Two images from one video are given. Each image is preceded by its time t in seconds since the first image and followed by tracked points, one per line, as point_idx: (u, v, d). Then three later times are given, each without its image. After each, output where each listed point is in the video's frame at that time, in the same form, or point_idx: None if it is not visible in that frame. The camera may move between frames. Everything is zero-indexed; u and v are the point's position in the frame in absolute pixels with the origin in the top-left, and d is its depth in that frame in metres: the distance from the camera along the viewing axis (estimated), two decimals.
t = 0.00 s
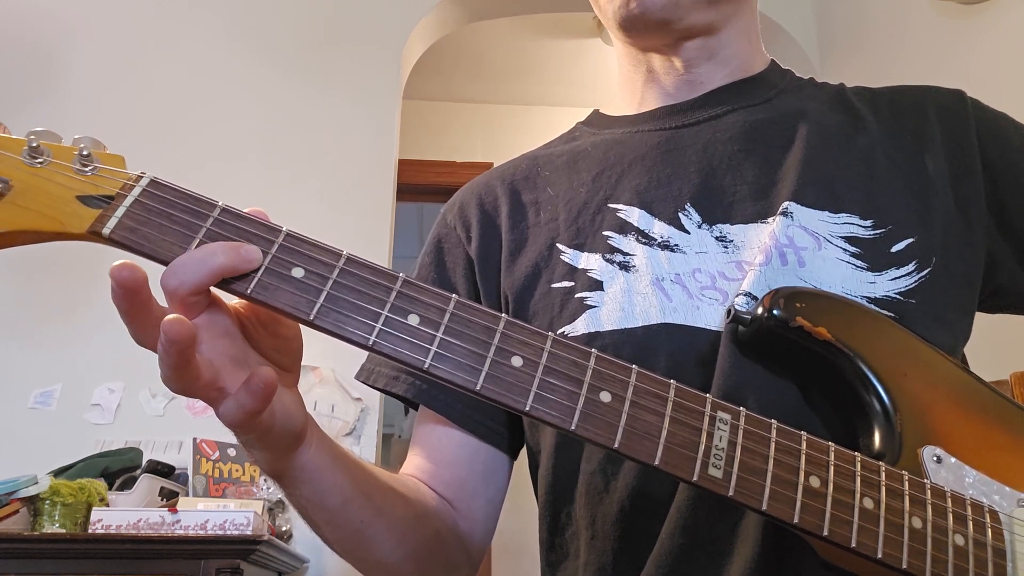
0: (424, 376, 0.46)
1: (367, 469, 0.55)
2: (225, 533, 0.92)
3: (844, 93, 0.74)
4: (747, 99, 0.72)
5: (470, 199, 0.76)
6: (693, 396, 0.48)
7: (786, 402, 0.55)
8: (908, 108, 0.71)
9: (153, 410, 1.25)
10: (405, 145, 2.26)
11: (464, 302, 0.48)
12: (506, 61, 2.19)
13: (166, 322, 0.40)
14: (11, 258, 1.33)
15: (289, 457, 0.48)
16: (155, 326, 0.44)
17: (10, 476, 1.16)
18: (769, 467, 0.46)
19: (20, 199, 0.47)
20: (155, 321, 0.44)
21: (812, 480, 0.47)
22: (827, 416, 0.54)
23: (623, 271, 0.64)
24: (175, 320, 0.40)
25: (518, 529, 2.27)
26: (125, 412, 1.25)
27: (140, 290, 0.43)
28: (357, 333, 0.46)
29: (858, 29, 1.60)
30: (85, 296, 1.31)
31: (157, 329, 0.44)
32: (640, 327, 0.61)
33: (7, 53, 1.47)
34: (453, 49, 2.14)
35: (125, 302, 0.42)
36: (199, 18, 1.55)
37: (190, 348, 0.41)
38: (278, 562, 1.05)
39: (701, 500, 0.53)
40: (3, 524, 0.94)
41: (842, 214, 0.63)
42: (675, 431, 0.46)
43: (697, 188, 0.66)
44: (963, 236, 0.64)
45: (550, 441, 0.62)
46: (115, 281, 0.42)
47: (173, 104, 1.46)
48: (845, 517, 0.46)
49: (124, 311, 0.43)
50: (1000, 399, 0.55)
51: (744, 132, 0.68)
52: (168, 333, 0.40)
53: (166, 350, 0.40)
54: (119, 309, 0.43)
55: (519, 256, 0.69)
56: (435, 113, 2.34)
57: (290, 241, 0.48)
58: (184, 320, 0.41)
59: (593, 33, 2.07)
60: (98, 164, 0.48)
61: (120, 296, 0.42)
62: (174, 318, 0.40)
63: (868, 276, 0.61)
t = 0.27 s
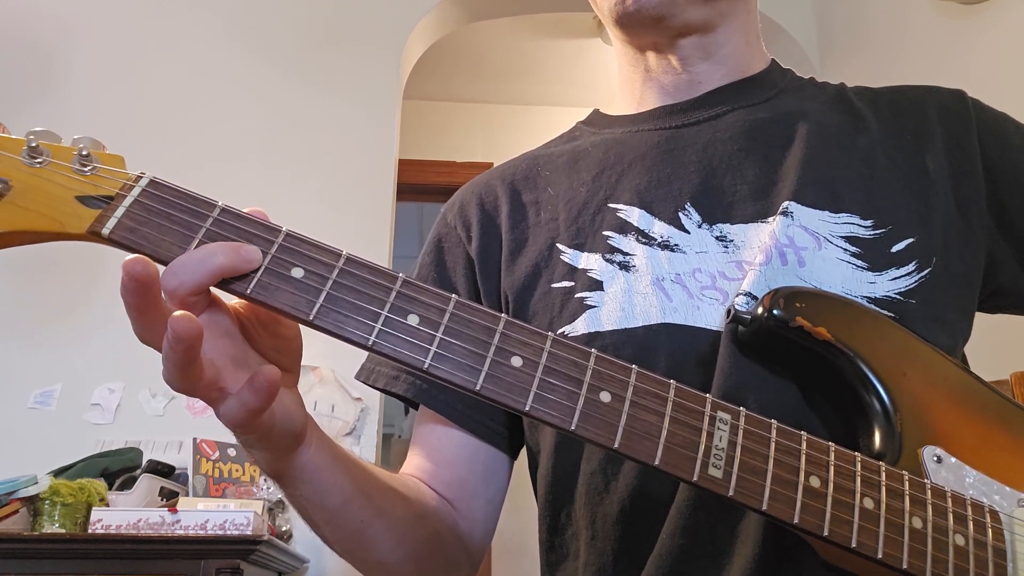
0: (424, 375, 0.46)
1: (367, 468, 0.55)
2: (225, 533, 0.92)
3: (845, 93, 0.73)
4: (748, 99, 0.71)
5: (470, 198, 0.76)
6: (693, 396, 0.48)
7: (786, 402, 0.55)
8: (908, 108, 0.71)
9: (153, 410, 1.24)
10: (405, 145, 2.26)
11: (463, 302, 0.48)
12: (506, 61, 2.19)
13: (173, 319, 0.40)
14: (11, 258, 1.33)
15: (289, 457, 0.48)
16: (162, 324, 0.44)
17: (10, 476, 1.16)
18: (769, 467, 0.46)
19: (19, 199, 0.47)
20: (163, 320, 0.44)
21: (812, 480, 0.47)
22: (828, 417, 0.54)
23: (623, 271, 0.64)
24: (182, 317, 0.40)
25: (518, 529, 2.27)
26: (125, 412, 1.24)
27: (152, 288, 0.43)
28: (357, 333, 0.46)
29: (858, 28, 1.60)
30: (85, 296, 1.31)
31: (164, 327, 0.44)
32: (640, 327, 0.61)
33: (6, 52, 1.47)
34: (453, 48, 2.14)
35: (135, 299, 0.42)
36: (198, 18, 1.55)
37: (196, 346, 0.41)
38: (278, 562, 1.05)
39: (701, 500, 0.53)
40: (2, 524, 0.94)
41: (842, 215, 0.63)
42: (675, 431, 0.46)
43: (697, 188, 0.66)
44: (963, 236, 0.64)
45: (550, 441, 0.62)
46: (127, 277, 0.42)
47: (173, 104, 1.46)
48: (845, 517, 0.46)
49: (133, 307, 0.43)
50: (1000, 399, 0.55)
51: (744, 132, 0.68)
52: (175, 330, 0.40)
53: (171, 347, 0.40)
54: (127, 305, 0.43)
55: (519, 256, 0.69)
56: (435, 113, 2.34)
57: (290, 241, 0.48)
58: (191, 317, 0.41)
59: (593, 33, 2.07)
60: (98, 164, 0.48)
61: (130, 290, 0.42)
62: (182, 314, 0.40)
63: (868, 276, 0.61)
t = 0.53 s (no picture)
0: (424, 376, 0.46)
1: (366, 469, 0.55)
2: (225, 533, 0.92)
3: (845, 93, 0.73)
4: (747, 98, 0.71)
5: (470, 198, 0.76)
6: (693, 396, 0.48)
7: (786, 402, 0.55)
8: (908, 108, 0.71)
9: (153, 410, 1.24)
10: (405, 145, 2.27)
11: (463, 302, 0.48)
12: (506, 61, 2.19)
13: (186, 315, 0.39)
14: (11, 258, 1.33)
15: (289, 458, 0.48)
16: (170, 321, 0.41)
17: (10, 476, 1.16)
18: (769, 467, 0.46)
19: (19, 199, 0.47)
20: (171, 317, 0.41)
21: (812, 480, 0.47)
22: (827, 417, 0.54)
23: (623, 271, 0.64)
24: (196, 312, 0.40)
25: (518, 529, 2.28)
26: (125, 412, 1.24)
27: (169, 280, 0.40)
28: (356, 333, 0.46)
29: (858, 28, 1.60)
30: (85, 296, 1.31)
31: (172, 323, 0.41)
32: (640, 328, 0.61)
33: (6, 53, 1.47)
34: (453, 49, 2.14)
35: (151, 291, 0.40)
36: (199, 18, 1.55)
37: (207, 343, 0.41)
38: (278, 562, 1.05)
39: (702, 501, 0.53)
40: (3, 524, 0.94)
41: (842, 215, 0.63)
42: (675, 431, 0.46)
43: (697, 188, 0.66)
44: (963, 236, 0.64)
45: (550, 441, 0.62)
46: (144, 267, 0.39)
47: (173, 104, 1.46)
48: (845, 517, 0.46)
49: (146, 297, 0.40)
50: (1000, 400, 0.55)
51: (744, 132, 0.68)
52: (188, 324, 0.39)
53: (182, 342, 0.40)
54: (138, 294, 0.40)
55: (519, 256, 0.69)
56: (435, 113, 2.34)
57: (290, 241, 0.48)
58: (205, 313, 0.40)
59: (593, 33, 2.07)
60: (98, 164, 0.48)
61: (146, 279, 0.39)
62: (197, 309, 0.40)
63: (867, 277, 0.61)
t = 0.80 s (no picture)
0: (424, 376, 0.46)
1: (366, 469, 0.55)
2: (225, 533, 0.92)
3: (845, 93, 0.73)
4: (747, 98, 0.71)
5: (470, 198, 0.76)
6: (693, 397, 0.48)
7: (786, 403, 0.55)
8: (909, 108, 0.71)
9: (153, 410, 1.24)
10: (405, 145, 2.27)
11: (462, 302, 0.48)
12: (506, 61, 2.19)
13: (242, 290, 0.41)
14: (11, 258, 1.33)
15: (289, 458, 0.48)
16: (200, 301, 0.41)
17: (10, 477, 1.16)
18: (769, 467, 0.46)
19: (20, 200, 0.47)
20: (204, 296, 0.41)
21: (812, 480, 0.47)
22: (827, 418, 0.54)
23: (623, 271, 0.64)
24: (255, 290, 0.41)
25: (518, 529, 2.28)
26: (125, 412, 1.24)
27: (224, 259, 0.41)
28: (356, 333, 0.46)
29: (858, 28, 1.60)
30: (84, 296, 1.31)
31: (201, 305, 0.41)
32: (640, 328, 0.61)
33: (6, 53, 1.47)
34: (454, 49, 2.14)
35: (205, 264, 0.40)
36: (199, 18, 1.55)
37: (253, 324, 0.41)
38: (278, 562, 1.05)
39: (702, 501, 0.53)
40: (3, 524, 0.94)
41: (842, 215, 0.63)
42: (675, 431, 0.46)
43: (697, 188, 0.66)
44: (963, 236, 0.64)
45: (551, 442, 0.62)
46: (208, 239, 0.40)
47: (173, 104, 1.46)
48: (844, 517, 0.46)
49: (205, 270, 0.40)
50: (1000, 400, 0.55)
51: (744, 132, 0.68)
52: (248, 299, 0.41)
53: (234, 317, 0.40)
54: (191, 265, 0.40)
55: (519, 256, 0.69)
56: (435, 114, 2.34)
57: (290, 241, 0.48)
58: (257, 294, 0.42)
59: (593, 33, 2.07)
60: (97, 164, 0.48)
61: (210, 250, 0.40)
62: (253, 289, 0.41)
63: (867, 277, 0.61)
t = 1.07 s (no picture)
0: (423, 376, 0.46)
1: (366, 470, 0.56)
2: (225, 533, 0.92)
3: (844, 93, 0.73)
4: (747, 98, 0.71)
5: (470, 198, 0.76)
6: (692, 397, 0.48)
7: (786, 403, 0.54)
8: (908, 108, 0.71)
9: (153, 410, 1.24)
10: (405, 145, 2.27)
11: (462, 302, 0.48)
12: (506, 61, 2.19)
13: (276, 277, 0.41)
14: (11, 258, 1.33)
15: (289, 459, 0.48)
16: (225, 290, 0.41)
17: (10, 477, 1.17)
18: (769, 467, 0.46)
19: (19, 200, 0.47)
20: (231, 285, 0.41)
21: (812, 480, 0.47)
22: (827, 418, 0.54)
23: (623, 272, 0.64)
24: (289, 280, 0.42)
25: (518, 529, 2.28)
26: (125, 412, 1.24)
27: (257, 249, 0.41)
28: (356, 333, 0.46)
29: (858, 29, 1.60)
30: (84, 296, 1.31)
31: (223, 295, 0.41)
32: (640, 328, 0.61)
33: (6, 53, 1.47)
34: (453, 49, 2.14)
35: (238, 252, 0.41)
36: (199, 18, 1.55)
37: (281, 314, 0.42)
38: (278, 562, 1.05)
39: (704, 502, 0.53)
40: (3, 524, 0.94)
41: (841, 215, 0.63)
42: (675, 431, 0.46)
43: (697, 188, 0.66)
44: (964, 236, 0.64)
45: (551, 442, 0.62)
46: (246, 226, 0.40)
47: (173, 104, 1.46)
48: (844, 517, 0.46)
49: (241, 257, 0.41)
50: (1000, 400, 0.55)
51: (745, 132, 0.68)
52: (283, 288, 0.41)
53: (265, 305, 0.40)
54: (228, 252, 0.40)
55: (519, 256, 0.69)
56: (434, 114, 2.34)
57: (289, 241, 0.48)
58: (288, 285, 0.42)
59: (593, 33, 2.07)
60: (97, 164, 0.48)
61: (249, 238, 0.40)
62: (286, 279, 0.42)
63: (867, 277, 0.61)
